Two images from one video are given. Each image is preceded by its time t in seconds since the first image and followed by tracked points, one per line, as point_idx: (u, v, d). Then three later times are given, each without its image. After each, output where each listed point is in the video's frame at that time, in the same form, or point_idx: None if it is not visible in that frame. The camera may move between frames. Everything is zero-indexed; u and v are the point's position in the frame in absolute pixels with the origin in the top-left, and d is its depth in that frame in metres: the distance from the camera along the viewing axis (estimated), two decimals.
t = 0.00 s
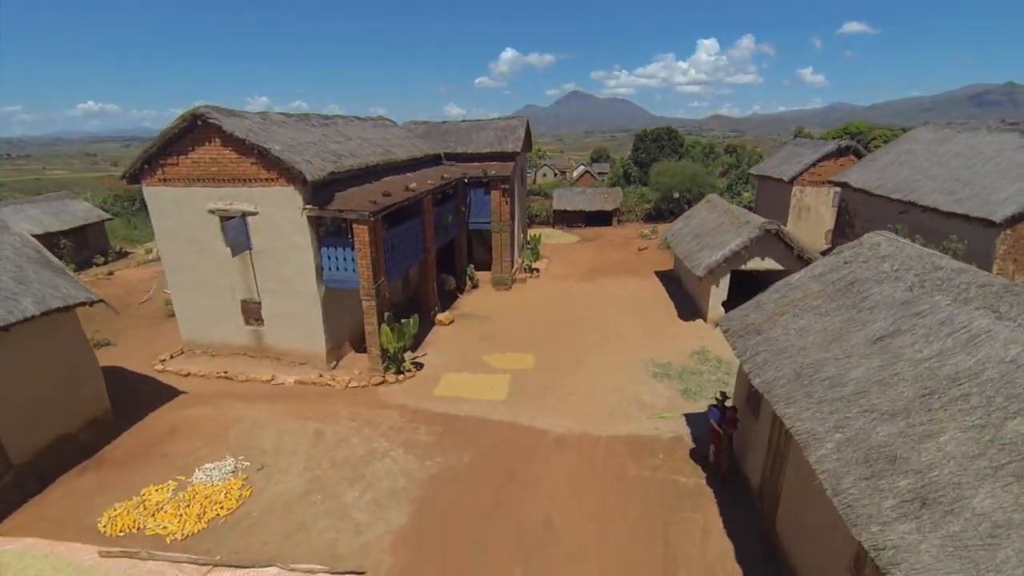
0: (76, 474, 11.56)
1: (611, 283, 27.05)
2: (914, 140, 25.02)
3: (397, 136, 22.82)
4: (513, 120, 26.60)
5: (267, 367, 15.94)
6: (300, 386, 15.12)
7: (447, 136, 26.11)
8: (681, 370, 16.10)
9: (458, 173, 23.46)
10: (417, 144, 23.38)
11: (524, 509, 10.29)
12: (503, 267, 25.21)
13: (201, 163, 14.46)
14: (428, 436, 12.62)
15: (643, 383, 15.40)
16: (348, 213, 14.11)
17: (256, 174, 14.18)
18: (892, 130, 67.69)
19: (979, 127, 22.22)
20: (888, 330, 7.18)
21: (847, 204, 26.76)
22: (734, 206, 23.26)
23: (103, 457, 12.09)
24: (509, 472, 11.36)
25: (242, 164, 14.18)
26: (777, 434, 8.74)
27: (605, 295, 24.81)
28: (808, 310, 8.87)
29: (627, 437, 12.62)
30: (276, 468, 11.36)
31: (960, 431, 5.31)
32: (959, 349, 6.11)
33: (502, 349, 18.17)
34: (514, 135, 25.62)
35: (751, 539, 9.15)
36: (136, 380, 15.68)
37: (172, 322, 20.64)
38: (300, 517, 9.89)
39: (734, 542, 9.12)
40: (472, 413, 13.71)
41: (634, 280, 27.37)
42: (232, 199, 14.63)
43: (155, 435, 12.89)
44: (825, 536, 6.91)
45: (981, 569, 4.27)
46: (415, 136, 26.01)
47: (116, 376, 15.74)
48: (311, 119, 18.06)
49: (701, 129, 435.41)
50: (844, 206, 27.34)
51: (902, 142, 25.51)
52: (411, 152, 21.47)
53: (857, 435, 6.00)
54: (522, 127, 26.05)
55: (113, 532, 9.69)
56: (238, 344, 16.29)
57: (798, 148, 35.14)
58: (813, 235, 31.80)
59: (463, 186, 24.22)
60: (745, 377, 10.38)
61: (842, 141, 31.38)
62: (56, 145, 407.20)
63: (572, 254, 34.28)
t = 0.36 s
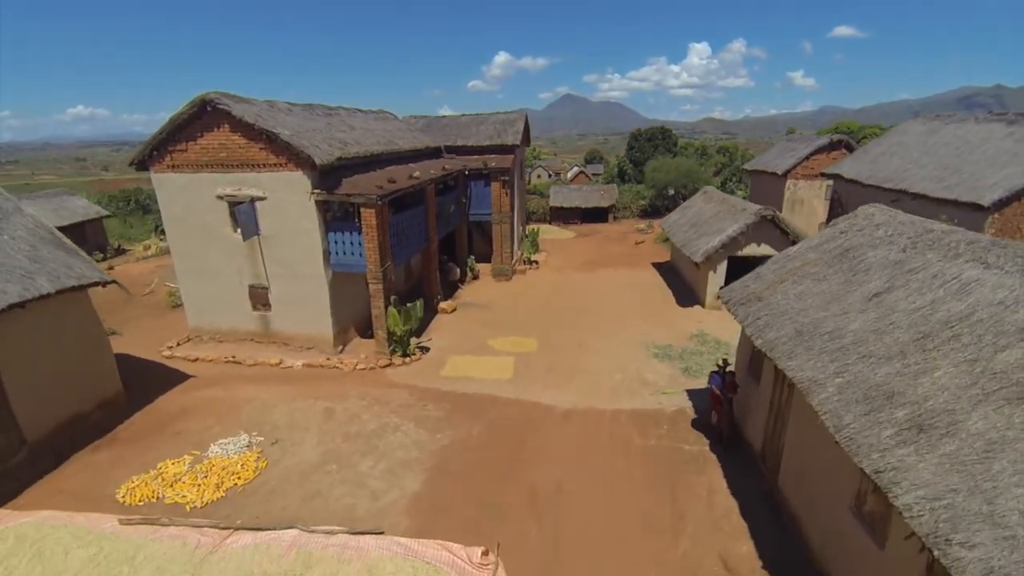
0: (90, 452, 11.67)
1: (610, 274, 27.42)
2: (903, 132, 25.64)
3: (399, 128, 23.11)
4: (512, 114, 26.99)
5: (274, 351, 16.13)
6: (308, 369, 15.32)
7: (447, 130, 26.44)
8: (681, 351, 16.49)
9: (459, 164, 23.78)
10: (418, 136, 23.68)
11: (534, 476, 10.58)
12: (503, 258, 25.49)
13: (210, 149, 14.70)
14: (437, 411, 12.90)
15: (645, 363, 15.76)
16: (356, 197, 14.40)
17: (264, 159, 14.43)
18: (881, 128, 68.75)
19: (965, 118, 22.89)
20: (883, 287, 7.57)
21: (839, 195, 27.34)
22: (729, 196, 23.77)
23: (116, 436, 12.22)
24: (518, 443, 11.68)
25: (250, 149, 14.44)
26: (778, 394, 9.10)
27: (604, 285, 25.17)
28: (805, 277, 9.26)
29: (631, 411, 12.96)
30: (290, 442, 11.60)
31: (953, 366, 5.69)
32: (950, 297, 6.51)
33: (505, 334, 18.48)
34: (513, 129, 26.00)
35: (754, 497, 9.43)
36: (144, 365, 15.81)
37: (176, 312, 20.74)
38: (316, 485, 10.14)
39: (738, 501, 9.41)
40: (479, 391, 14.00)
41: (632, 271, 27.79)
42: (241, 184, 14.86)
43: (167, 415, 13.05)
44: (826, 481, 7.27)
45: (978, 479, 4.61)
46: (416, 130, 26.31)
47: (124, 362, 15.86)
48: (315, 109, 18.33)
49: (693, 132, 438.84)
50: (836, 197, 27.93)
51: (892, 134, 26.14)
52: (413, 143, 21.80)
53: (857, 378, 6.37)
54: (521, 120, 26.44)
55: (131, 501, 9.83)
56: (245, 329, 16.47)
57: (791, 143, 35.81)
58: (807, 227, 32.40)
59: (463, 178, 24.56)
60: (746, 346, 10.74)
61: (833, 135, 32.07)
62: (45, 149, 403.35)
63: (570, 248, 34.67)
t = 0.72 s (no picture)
0: (111, 427, 12.01)
1: (611, 264, 27.85)
2: (898, 123, 26.08)
3: (403, 120, 23.51)
4: (513, 107, 27.39)
5: (286, 336, 16.48)
6: (320, 352, 15.67)
7: (450, 123, 26.83)
8: (683, 332, 16.92)
9: (462, 156, 24.20)
10: (422, 129, 24.08)
11: (545, 445, 10.99)
12: (506, 249, 25.87)
13: (223, 137, 15.05)
14: (448, 388, 13.30)
15: (648, 344, 16.19)
16: (366, 182, 14.78)
17: (276, 146, 14.80)
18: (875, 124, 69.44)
19: (957, 109, 23.43)
20: (878, 252, 7.99)
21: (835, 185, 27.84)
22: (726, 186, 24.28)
23: (136, 413, 12.56)
24: (528, 417, 12.08)
25: (263, 137, 14.80)
26: (779, 360, 9.51)
27: (606, 274, 25.61)
28: (803, 249, 9.67)
29: (636, 387, 13.38)
30: (306, 417, 11.97)
31: (943, 314, 6.10)
32: (941, 256, 6.93)
33: (510, 320, 18.89)
34: (515, 122, 26.40)
35: (757, 460, 9.85)
36: (158, 350, 16.14)
37: (186, 301, 21.07)
38: (335, 454, 10.54)
39: (742, 463, 9.82)
40: (488, 370, 14.40)
41: (633, 261, 28.24)
42: (253, 171, 15.21)
43: (184, 394, 13.40)
44: (825, 434, 7.69)
45: (967, 408, 5.00)
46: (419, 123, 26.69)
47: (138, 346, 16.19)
48: (323, 99, 18.67)
49: (689, 131, 440.15)
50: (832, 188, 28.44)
51: (887, 126, 26.58)
52: (418, 135, 22.19)
53: (853, 332, 6.78)
54: (522, 113, 26.84)
55: (156, 469, 10.18)
56: (256, 315, 16.82)
57: (788, 136, 36.31)
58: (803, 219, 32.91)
59: (467, 170, 24.95)
60: (747, 320, 11.17)
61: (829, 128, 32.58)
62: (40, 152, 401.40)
63: (571, 241, 35.08)
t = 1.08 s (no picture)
0: (138, 400, 12.58)
1: (616, 256, 28.22)
2: (902, 117, 26.29)
3: (413, 113, 23.98)
4: (521, 101, 27.81)
5: (301, 319, 17.04)
6: (335, 334, 16.21)
7: (458, 117, 27.30)
8: (687, 318, 17.33)
9: (471, 148, 24.66)
10: (432, 121, 24.57)
11: (553, 418, 11.45)
12: (514, 240, 26.33)
13: (242, 126, 15.61)
14: (459, 367, 13.80)
15: (653, 328, 16.62)
16: (380, 169, 15.31)
17: (294, 135, 15.33)
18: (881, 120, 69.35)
19: (961, 101, 23.68)
20: (872, 228, 8.40)
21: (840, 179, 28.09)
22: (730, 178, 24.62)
23: (162, 388, 13.13)
24: (537, 393, 12.54)
25: (281, 126, 15.33)
26: (779, 335, 9.90)
27: (611, 265, 26.02)
28: (803, 229, 10.08)
29: (641, 367, 13.81)
30: (325, 392, 12.50)
31: (931, 279, 6.51)
32: (931, 228, 7.33)
33: (518, 306, 19.35)
34: (523, 115, 26.83)
35: (757, 432, 10.22)
36: (179, 332, 16.73)
37: (203, 288, 21.67)
38: (353, 425, 11.05)
39: (743, 435, 10.19)
40: (498, 351, 14.87)
41: (638, 253, 28.63)
42: (271, 159, 15.75)
43: (206, 372, 13.96)
44: (823, 400, 8.06)
45: (949, 358, 5.40)
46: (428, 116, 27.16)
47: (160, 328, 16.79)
48: (337, 91, 19.17)
49: (695, 130, 438.43)
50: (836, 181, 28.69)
51: (891, 119, 26.79)
52: (428, 127, 22.68)
53: (848, 299, 7.19)
54: (529, 107, 27.27)
55: (185, 436, 10.72)
56: (273, 299, 17.40)
57: (793, 131, 36.53)
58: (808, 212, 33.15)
59: (476, 162, 25.43)
60: (750, 300, 11.57)
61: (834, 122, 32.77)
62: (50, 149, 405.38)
63: (577, 235, 35.51)
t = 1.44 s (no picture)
0: (167, 373, 13.26)
1: (623, 249, 28.68)
2: (909, 113, 26.46)
3: (425, 106, 24.56)
4: (531, 96, 28.31)
5: (319, 303, 17.67)
6: (351, 316, 16.85)
7: (470, 111, 27.85)
8: (692, 306, 17.81)
9: (482, 142, 25.20)
10: (444, 115, 25.14)
11: (562, 394, 11.99)
12: (523, 232, 26.87)
13: (265, 116, 16.24)
14: (471, 347, 14.37)
15: (658, 315, 17.11)
16: (396, 158, 15.89)
17: (314, 124, 15.93)
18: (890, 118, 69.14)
19: (967, 97, 23.92)
20: (868, 210, 8.82)
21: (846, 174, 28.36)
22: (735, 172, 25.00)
23: (188, 362, 13.82)
24: (546, 371, 13.09)
25: (301, 116, 15.94)
26: (779, 314, 10.32)
27: (618, 258, 26.48)
28: (803, 213, 10.52)
29: (646, 349, 14.33)
30: (344, 368, 13.11)
31: (919, 252, 6.92)
32: (923, 208, 7.74)
33: (527, 294, 19.90)
34: (533, 109, 27.33)
35: (757, 407, 10.63)
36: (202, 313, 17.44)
37: (222, 275, 22.39)
38: (372, 397, 11.66)
39: (744, 410, 10.61)
40: (508, 334, 15.43)
41: (645, 246, 29.07)
42: (292, 148, 16.36)
43: (230, 349, 14.63)
44: (818, 372, 8.47)
45: (931, 318, 5.79)
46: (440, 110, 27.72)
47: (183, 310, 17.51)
48: (354, 84, 19.74)
49: (703, 129, 436.41)
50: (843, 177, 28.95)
51: (897, 115, 26.97)
52: (440, 120, 23.25)
53: (842, 273, 7.61)
54: (539, 102, 27.77)
55: (214, 404, 11.39)
56: (292, 283, 18.05)
57: (801, 127, 36.75)
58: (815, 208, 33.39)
59: (486, 155, 25.97)
60: (753, 285, 11.99)
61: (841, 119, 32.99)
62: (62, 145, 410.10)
63: (584, 229, 35.99)
